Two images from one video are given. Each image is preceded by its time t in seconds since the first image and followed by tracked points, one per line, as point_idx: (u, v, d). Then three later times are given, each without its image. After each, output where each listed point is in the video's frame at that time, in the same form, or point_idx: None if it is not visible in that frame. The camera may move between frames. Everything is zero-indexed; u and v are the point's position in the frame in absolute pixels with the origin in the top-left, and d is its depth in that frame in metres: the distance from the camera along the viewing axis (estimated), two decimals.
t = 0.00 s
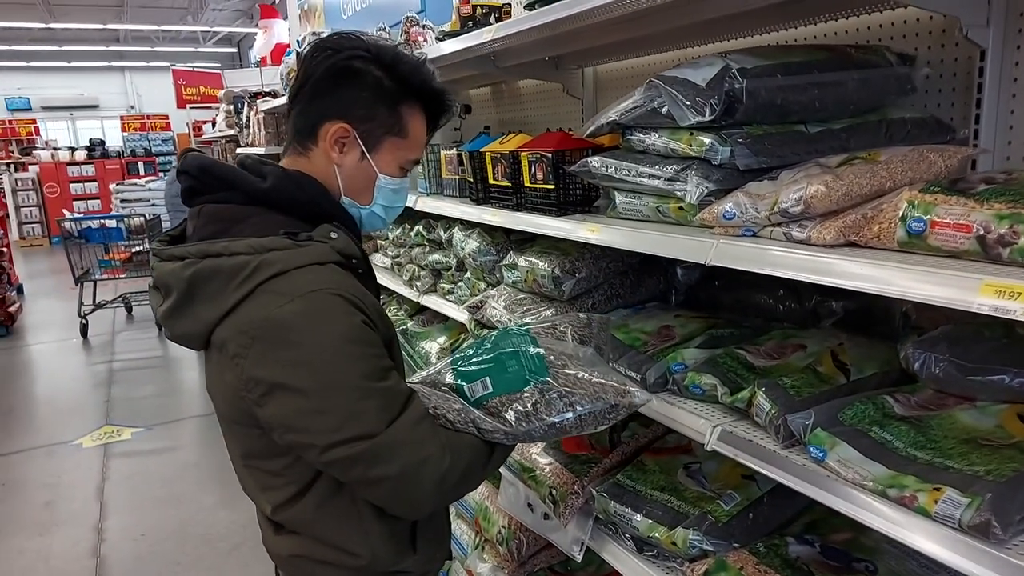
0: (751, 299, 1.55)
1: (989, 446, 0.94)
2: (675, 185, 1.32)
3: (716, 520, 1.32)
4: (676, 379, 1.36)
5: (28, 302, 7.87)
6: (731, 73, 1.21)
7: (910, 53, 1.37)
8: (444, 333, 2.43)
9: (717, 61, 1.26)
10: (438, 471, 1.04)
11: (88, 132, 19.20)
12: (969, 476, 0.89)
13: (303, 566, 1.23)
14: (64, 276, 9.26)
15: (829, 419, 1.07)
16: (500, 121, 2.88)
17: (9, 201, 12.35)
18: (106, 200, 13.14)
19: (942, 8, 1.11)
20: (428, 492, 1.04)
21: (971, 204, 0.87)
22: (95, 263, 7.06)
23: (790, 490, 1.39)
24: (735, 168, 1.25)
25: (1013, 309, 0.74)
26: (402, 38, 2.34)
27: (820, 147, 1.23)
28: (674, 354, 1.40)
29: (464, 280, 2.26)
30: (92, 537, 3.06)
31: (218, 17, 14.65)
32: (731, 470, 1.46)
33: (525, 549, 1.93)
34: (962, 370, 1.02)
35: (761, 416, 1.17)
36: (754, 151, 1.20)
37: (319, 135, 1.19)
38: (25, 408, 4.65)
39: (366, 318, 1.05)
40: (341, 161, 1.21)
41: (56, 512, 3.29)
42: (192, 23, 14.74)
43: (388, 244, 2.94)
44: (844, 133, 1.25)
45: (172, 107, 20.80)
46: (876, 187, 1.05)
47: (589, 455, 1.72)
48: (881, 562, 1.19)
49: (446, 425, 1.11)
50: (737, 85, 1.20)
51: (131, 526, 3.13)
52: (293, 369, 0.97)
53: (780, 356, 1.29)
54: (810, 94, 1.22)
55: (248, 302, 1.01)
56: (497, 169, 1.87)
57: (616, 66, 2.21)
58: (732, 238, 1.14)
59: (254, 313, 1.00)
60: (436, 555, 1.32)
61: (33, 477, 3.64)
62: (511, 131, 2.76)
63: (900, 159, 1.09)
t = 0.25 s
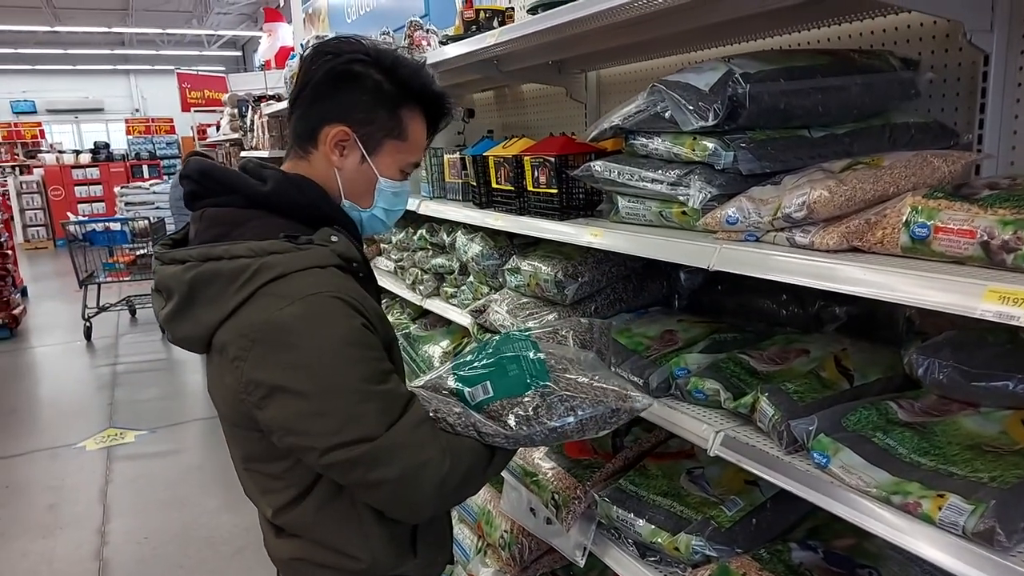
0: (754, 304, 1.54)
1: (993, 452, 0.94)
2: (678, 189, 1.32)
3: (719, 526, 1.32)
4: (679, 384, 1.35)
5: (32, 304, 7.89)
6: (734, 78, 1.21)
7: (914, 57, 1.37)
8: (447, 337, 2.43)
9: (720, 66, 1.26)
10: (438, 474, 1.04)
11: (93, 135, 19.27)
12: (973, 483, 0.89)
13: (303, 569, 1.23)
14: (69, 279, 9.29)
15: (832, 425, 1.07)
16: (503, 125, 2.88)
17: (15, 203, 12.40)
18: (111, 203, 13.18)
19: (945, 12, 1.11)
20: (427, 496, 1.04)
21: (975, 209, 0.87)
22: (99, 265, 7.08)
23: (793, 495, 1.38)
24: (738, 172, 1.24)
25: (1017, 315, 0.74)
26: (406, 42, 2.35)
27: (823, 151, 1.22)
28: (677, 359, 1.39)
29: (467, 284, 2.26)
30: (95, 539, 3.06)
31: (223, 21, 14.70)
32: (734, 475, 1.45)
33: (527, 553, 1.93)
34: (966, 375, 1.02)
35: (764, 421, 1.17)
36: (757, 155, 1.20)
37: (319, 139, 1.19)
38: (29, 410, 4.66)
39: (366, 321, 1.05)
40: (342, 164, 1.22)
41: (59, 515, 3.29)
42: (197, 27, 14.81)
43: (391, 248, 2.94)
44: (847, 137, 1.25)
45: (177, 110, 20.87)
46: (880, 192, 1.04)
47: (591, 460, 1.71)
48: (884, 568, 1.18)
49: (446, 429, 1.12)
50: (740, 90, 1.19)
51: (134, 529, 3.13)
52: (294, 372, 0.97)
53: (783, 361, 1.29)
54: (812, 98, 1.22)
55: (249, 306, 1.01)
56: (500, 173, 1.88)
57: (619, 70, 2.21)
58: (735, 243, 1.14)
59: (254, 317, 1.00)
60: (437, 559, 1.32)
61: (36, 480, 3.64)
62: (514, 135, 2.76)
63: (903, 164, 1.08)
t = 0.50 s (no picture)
0: (759, 307, 1.54)
1: (1001, 457, 0.93)
2: (683, 193, 1.32)
3: (725, 530, 1.31)
4: (684, 387, 1.35)
5: (39, 306, 7.93)
6: (740, 81, 1.21)
7: (920, 60, 1.36)
8: (451, 340, 2.43)
9: (726, 69, 1.26)
10: (440, 477, 1.04)
11: (100, 138, 19.35)
12: (981, 488, 0.88)
13: (307, 572, 1.23)
14: (75, 281, 9.33)
15: (839, 429, 1.06)
16: (508, 128, 2.88)
17: (22, 205, 12.46)
18: (117, 206, 13.23)
19: (952, 16, 1.10)
20: (430, 499, 1.04)
21: (983, 213, 0.86)
22: (105, 267, 7.11)
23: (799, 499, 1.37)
24: (744, 175, 1.24)
25: None
26: (411, 45, 2.35)
27: (829, 154, 1.22)
28: (682, 363, 1.39)
29: (472, 287, 2.26)
30: (100, 541, 3.07)
31: (229, 24, 14.76)
32: (740, 479, 1.45)
33: (532, 557, 1.92)
34: (974, 380, 1.01)
35: (769, 425, 1.16)
36: (762, 158, 1.20)
37: (322, 142, 1.19)
38: (35, 412, 4.68)
39: (369, 324, 1.05)
40: (345, 167, 1.22)
41: (64, 517, 3.30)
42: (202, 30, 14.87)
43: (395, 250, 2.95)
44: (853, 140, 1.24)
45: (182, 113, 20.95)
46: (886, 195, 1.04)
47: (596, 463, 1.71)
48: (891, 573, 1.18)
49: (449, 432, 1.12)
50: (746, 93, 1.19)
51: (139, 531, 3.14)
52: (297, 375, 0.97)
53: (789, 365, 1.28)
54: (818, 101, 1.22)
55: (252, 308, 1.01)
56: (505, 176, 1.88)
57: (624, 73, 2.21)
58: (740, 246, 1.14)
59: (258, 319, 1.00)
60: (442, 563, 1.32)
61: (43, 481, 3.65)
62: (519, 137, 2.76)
63: (910, 167, 1.08)
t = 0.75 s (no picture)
0: (759, 309, 1.53)
1: (1002, 460, 0.93)
2: (682, 194, 1.31)
3: (724, 533, 1.30)
4: (683, 389, 1.34)
5: (33, 308, 7.89)
6: (739, 82, 1.21)
7: (918, 61, 1.36)
8: (449, 342, 2.42)
9: (725, 70, 1.25)
10: (437, 479, 1.03)
11: (95, 139, 19.29)
12: (983, 491, 0.87)
13: None
14: (70, 282, 9.29)
15: (839, 431, 1.06)
16: (505, 129, 2.88)
17: (16, 206, 12.41)
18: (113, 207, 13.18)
19: (951, 17, 1.10)
20: (428, 501, 1.03)
21: (984, 214, 0.86)
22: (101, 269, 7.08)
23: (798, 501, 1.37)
24: (743, 176, 1.23)
25: None
26: (408, 46, 2.34)
27: (829, 155, 1.21)
28: (681, 364, 1.38)
29: (469, 289, 2.25)
30: (95, 544, 3.05)
31: (225, 25, 14.73)
32: (739, 482, 1.44)
33: (530, 560, 1.92)
34: (975, 382, 1.01)
35: (769, 427, 1.16)
36: (762, 159, 1.19)
37: (319, 143, 1.18)
38: (30, 414, 4.65)
39: (365, 326, 1.05)
40: (342, 168, 1.21)
41: (59, 519, 3.28)
42: (199, 31, 14.84)
43: (393, 251, 2.94)
44: (852, 141, 1.24)
45: (178, 114, 20.90)
46: (886, 197, 1.03)
47: (594, 466, 1.70)
48: None
49: (447, 433, 1.11)
50: (745, 94, 1.19)
51: (134, 534, 3.12)
52: (293, 377, 0.96)
53: (789, 367, 1.28)
54: (818, 101, 1.22)
55: (248, 309, 1.00)
56: (503, 177, 1.87)
57: (622, 74, 2.21)
58: (740, 247, 1.13)
59: (254, 321, 0.99)
60: (439, 567, 1.31)
61: (37, 484, 3.63)
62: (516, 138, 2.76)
63: (910, 168, 1.07)
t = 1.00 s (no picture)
0: (763, 312, 1.53)
1: (1011, 466, 0.92)
2: (687, 197, 1.30)
3: (728, 538, 1.29)
4: (688, 394, 1.33)
5: (32, 310, 7.87)
6: (745, 84, 1.20)
7: (924, 64, 1.36)
8: (450, 344, 2.41)
9: (730, 72, 1.25)
10: (438, 485, 1.02)
11: (94, 140, 19.28)
12: (992, 497, 0.87)
13: None
14: (69, 284, 9.27)
15: (846, 437, 1.05)
16: (506, 131, 2.87)
17: (15, 208, 12.39)
18: (112, 209, 13.16)
19: (958, 19, 1.10)
20: (428, 507, 1.02)
21: (993, 218, 0.85)
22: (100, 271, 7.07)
23: (803, 507, 1.36)
24: (748, 179, 1.23)
25: None
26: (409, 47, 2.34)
27: (835, 158, 1.21)
28: (685, 368, 1.38)
29: (471, 291, 2.25)
30: (93, 547, 3.04)
31: (225, 27, 14.73)
32: (743, 487, 1.43)
33: (531, 564, 1.91)
34: (983, 387, 1.00)
35: (775, 432, 1.15)
36: (767, 162, 1.19)
37: (321, 142, 1.17)
38: (28, 416, 4.64)
39: (366, 328, 1.04)
40: (345, 166, 1.20)
41: (57, 522, 3.27)
42: (198, 33, 14.84)
43: (393, 254, 2.93)
44: (858, 144, 1.23)
45: (178, 115, 20.89)
46: (894, 200, 1.02)
47: (597, 470, 1.69)
48: None
49: (447, 439, 1.09)
50: (750, 96, 1.18)
51: (133, 537, 3.11)
52: (294, 380, 0.95)
53: (794, 371, 1.27)
54: (824, 104, 1.21)
55: (248, 311, 0.99)
56: (505, 180, 1.86)
57: (624, 76, 2.20)
58: (746, 251, 1.12)
59: (254, 323, 0.98)
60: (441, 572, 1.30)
61: (35, 486, 3.62)
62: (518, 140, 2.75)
63: (916, 171, 1.06)
